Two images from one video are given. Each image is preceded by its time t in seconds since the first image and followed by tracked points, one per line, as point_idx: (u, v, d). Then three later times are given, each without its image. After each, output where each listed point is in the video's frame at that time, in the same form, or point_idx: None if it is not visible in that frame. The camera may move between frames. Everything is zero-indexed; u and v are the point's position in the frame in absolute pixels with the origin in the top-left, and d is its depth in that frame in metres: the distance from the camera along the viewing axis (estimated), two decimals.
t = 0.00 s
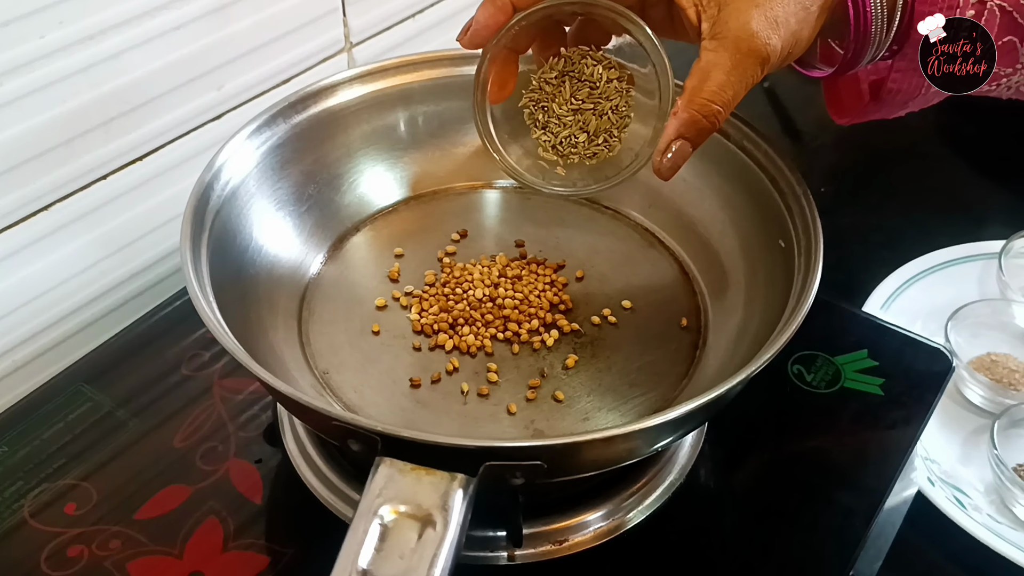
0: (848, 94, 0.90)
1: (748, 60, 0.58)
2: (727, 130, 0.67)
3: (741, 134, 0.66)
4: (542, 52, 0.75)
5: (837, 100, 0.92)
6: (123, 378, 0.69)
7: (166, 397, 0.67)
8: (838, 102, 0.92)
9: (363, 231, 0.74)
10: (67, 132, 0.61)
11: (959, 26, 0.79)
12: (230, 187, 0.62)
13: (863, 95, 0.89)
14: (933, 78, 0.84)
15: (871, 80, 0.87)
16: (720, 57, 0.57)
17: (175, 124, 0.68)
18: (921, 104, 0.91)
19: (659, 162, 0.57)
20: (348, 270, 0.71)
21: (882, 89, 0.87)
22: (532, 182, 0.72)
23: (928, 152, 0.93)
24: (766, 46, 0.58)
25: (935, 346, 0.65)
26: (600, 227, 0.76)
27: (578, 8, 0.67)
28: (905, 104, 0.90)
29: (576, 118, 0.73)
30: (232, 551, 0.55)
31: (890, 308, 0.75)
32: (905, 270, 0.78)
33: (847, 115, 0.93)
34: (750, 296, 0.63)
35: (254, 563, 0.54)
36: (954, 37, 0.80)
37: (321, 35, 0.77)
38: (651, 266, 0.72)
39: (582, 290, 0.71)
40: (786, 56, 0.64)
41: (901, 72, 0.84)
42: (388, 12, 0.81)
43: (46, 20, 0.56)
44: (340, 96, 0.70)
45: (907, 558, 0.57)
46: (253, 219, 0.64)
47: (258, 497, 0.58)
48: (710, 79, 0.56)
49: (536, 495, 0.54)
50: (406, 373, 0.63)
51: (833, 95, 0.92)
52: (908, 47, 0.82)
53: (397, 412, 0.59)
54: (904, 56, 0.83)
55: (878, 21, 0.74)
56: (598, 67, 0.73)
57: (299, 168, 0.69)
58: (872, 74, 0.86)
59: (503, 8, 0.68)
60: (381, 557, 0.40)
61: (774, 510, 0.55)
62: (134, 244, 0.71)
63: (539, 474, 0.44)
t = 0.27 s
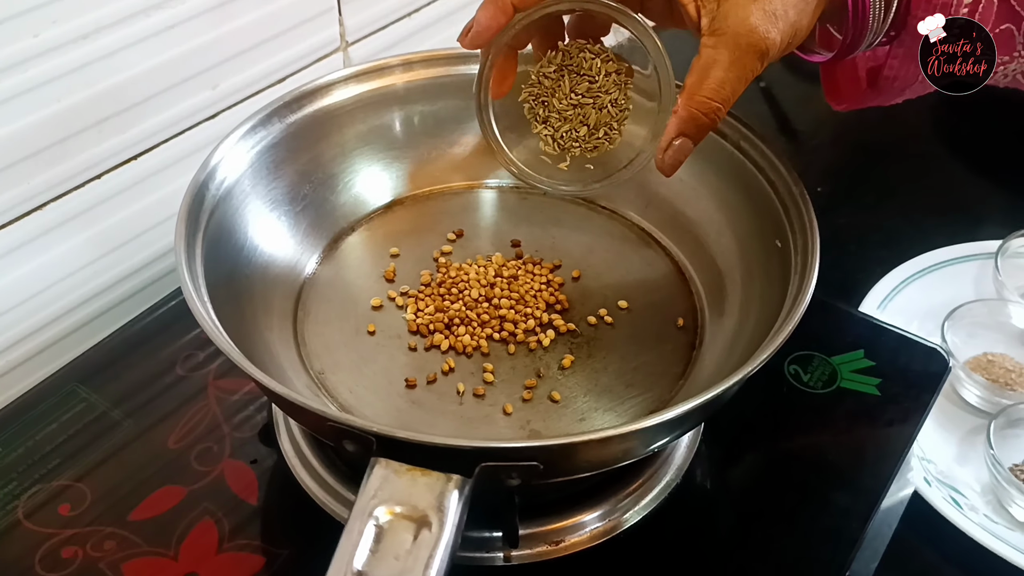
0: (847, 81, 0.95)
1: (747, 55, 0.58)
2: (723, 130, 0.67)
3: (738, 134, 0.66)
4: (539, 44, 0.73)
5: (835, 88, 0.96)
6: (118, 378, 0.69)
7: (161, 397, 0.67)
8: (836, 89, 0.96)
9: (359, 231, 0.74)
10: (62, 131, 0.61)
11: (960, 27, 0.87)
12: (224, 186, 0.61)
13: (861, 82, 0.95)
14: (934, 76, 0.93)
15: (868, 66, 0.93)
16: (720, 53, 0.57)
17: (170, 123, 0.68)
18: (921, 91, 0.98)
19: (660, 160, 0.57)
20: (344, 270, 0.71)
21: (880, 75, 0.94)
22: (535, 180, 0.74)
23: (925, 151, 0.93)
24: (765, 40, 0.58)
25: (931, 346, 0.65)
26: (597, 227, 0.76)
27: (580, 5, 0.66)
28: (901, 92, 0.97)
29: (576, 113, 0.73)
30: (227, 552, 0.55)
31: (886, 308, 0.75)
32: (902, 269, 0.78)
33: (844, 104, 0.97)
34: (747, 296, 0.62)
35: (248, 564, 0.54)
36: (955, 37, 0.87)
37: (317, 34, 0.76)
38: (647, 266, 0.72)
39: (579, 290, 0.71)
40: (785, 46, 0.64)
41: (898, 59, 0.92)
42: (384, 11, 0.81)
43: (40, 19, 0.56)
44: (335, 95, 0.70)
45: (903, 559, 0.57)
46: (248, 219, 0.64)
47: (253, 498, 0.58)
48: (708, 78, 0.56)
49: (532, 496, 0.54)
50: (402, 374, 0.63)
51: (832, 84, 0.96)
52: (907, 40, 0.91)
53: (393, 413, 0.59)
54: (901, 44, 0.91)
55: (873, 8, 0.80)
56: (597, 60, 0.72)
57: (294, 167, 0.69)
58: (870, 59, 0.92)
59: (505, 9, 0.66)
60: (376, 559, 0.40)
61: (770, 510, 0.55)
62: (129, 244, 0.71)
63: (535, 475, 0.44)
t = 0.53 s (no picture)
0: (844, 60, 0.91)
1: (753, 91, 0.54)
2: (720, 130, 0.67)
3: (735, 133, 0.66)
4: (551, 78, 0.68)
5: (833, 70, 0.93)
6: (114, 378, 0.69)
7: (158, 397, 0.67)
8: (833, 67, 0.93)
9: (356, 231, 0.74)
10: (59, 131, 0.61)
11: (968, 28, 0.87)
12: (222, 186, 0.61)
13: (859, 70, 0.91)
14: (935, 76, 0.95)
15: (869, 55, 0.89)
16: (725, 90, 0.54)
17: (167, 123, 0.68)
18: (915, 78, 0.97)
19: (676, 186, 0.61)
20: (341, 269, 0.71)
21: (879, 65, 0.90)
22: (563, 213, 0.70)
23: (922, 151, 0.93)
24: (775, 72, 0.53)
25: (928, 345, 0.65)
26: (594, 226, 0.76)
27: (600, 45, 0.61)
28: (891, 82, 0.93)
29: (596, 144, 0.71)
30: (224, 551, 0.55)
31: (882, 307, 0.75)
32: (898, 269, 0.78)
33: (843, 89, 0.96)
34: (743, 296, 0.63)
35: (246, 563, 0.54)
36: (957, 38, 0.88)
37: (313, 34, 0.76)
38: (645, 266, 0.72)
39: (576, 289, 0.71)
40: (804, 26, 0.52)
41: (896, 49, 0.88)
42: (382, 11, 0.81)
43: (37, 18, 0.56)
44: (332, 95, 0.70)
45: (899, 558, 0.57)
46: (245, 219, 0.64)
47: (250, 498, 0.58)
48: (712, 120, 0.56)
49: (529, 494, 0.53)
50: (399, 373, 0.63)
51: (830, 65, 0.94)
52: (900, 38, 0.87)
53: (390, 412, 0.59)
54: (897, 34, 0.87)
55: None
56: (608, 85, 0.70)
57: (292, 166, 0.69)
58: (871, 47, 0.88)
59: (522, 74, 0.58)
60: (373, 557, 0.40)
61: (766, 508, 0.55)
62: (125, 243, 0.71)
63: (532, 474, 0.44)
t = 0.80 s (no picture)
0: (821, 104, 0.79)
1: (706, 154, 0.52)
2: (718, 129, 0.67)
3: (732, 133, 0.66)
4: (506, 153, 0.69)
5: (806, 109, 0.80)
6: (111, 378, 0.69)
7: (155, 396, 0.67)
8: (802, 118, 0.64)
9: (354, 230, 0.74)
10: (56, 130, 0.61)
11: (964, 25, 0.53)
12: (219, 186, 0.61)
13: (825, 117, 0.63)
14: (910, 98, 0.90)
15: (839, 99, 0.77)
16: (675, 154, 0.52)
17: (164, 122, 0.68)
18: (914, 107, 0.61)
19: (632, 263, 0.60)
20: (339, 267, 0.71)
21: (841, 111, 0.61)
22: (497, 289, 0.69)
23: (919, 151, 0.93)
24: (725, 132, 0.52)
25: (926, 344, 0.65)
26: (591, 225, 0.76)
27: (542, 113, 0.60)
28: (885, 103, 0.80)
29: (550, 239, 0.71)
30: (222, 550, 0.55)
31: (880, 307, 0.75)
32: (896, 268, 0.78)
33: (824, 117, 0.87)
34: (741, 295, 0.63)
35: (243, 563, 0.54)
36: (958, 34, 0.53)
37: (310, 34, 0.76)
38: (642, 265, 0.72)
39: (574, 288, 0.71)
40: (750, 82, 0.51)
41: (859, 96, 0.59)
42: (379, 10, 0.81)
43: (33, 17, 0.56)
44: (330, 95, 0.70)
45: (896, 557, 0.57)
46: (243, 218, 0.64)
47: (248, 497, 0.58)
48: (661, 187, 0.53)
49: (527, 494, 0.54)
50: (397, 373, 0.63)
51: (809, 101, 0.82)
52: (875, 72, 0.56)
53: (388, 412, 0.59)
54: (858, 78, 0.57)
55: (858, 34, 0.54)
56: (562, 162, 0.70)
57: (289, 166, 0.69)
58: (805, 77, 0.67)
59: (458, 147, 0.57)
60: (371, 556, 0.40)
61: (764, 508, 0.55)
62: (122, 243, 0.70)
63: (530, 473, 0.44)
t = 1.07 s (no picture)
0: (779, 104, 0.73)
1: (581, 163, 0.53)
2: (720, 128, 0.67)
3: (733, 131, 0.66)
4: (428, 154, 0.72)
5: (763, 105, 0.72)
6: (112, 377, 0.69)
7: (156, 395, 0.67)
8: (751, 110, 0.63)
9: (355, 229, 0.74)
10: (56, 129, 0.61)
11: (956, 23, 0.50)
12: (219, 184, 0.61)
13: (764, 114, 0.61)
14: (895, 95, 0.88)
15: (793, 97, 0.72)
16: (550, 162, 0.53)
17: (164, 121, 0.68)
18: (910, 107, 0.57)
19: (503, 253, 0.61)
20: (340, 266, 0.71)
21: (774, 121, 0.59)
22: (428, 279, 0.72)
23: (919, 150, 0.93)
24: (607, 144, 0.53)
25: (926, 342, 0.65)
26: (593, 222, 0.76)
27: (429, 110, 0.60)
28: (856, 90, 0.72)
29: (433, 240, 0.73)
30: (223, 549, 0.55)
31: (880, 305, 0.75)
32: (896, 266, 0.79)
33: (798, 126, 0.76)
34: (743, 293, 0.63)
35: (244, 562, 0.54)
36: (956, 32, 0.50)
37: (310, 33, 0.76)
38: (644, 263, 0.72)
39: (575, 287, 0.71)
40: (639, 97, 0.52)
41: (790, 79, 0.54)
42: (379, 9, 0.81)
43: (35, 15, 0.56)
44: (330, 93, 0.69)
45: (897, 556, 0.57)
46: (243, 217, 0.64)
47: (249, 495, 0.58)
48: (536, 187, 0.54)
49: (528, 492, 0.54)
50: (398, 372, 0.63)
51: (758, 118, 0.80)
52: (795, 81, 0.54)
53: (389, 410, 0.59)
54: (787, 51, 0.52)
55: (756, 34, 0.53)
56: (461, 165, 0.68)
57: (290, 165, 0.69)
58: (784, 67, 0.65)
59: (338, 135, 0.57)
60: (372, 554, 0.40)
61: (764, 506, 0.56)
62: (123, 242, 0.70)
63: (530, 471, 0.44)
